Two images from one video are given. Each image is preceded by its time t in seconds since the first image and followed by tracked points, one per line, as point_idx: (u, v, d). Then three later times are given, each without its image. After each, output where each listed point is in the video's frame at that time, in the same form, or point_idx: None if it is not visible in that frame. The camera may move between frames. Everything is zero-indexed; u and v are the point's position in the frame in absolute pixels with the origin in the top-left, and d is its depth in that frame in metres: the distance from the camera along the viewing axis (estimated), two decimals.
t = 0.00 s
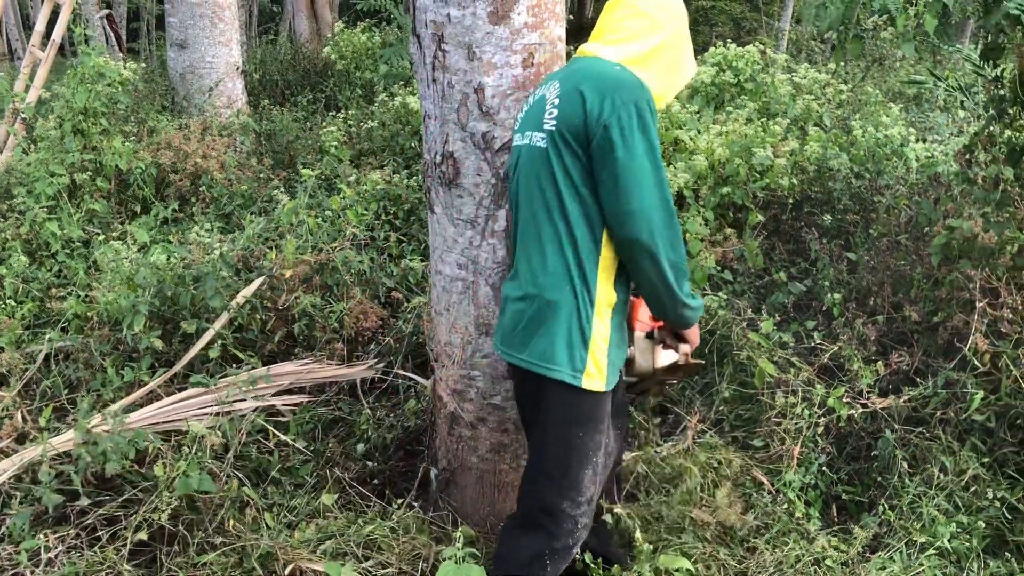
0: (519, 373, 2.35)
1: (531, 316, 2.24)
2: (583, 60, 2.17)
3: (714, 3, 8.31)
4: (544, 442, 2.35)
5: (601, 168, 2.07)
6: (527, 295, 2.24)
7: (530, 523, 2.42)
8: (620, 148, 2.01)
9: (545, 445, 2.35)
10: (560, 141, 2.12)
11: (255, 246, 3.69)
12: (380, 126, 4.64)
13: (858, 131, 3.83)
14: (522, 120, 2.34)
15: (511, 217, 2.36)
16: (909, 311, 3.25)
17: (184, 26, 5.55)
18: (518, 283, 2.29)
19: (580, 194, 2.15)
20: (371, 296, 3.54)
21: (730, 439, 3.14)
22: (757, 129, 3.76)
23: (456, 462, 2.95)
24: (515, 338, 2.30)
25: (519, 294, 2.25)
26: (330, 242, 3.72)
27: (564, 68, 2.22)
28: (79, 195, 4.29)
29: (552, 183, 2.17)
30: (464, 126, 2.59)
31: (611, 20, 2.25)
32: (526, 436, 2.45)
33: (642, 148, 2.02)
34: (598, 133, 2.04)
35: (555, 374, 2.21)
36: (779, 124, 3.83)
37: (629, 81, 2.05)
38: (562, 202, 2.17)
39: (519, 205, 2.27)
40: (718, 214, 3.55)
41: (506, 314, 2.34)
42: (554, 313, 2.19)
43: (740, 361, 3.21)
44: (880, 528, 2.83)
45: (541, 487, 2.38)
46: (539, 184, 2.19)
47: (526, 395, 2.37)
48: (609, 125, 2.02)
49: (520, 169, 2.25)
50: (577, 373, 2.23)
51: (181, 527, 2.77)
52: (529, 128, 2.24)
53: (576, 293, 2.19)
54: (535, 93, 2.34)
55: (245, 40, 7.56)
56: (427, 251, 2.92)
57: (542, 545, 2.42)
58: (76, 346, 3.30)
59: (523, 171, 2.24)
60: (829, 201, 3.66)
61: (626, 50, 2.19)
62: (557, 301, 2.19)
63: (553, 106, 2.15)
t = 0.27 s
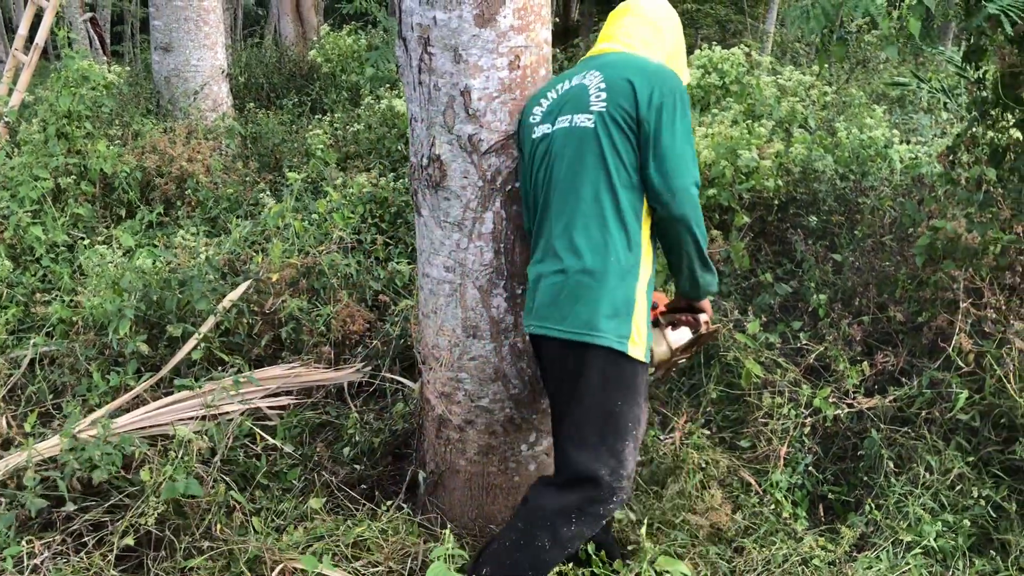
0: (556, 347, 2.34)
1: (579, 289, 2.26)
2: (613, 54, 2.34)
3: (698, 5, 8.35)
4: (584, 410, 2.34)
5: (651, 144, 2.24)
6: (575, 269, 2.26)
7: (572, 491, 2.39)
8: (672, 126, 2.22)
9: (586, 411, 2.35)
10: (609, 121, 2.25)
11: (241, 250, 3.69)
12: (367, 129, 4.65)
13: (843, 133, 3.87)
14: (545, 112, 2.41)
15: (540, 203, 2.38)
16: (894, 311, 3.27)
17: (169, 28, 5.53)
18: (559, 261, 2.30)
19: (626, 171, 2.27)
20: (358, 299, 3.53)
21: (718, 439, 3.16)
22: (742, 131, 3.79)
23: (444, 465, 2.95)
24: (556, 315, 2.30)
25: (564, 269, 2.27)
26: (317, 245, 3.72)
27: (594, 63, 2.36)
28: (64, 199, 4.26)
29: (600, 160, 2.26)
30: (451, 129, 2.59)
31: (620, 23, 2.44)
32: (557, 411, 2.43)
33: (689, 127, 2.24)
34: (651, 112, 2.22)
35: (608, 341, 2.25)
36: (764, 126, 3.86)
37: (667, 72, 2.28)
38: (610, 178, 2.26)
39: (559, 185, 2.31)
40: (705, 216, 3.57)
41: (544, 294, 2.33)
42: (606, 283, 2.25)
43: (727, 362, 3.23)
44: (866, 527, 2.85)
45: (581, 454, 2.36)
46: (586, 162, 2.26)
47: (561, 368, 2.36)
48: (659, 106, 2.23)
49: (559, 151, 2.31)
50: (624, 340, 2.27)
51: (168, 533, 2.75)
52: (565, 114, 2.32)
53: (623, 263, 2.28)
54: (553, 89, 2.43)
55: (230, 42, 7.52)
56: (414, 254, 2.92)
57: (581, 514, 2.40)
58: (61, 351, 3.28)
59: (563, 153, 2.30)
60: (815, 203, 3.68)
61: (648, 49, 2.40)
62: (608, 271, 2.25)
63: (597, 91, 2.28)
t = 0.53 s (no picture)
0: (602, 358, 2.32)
1: (618, 289, 2.27)
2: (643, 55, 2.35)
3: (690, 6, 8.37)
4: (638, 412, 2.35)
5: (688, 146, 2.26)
6: (615, 269, 2.26)
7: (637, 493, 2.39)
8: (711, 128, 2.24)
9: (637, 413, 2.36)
10: (646, 122, 2.25)
11: (231, 249, 3.67)
12: (358, 129, 4.64)
13: (833, 133, 3.89)
14: (569, 107, 2.38)
15: (567, 201, 2.35)
16: (884, 311, 3.28)
17: (159, 28, 5.50)
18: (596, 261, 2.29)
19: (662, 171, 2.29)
20: (349, 299, 3.51)
21: (709, 439, 3.16)
22: (733, 131, 3.80)
23: (435, 465, 2.95)
24: (594, 316, 2.30)
25: (603, 270, 2.27)
26: (307, 245, 3.71)
27: (623, 62, 2.36)
28: (52, 199, 4.24)
29: (637, 160, 2.26)
30: (442, 128, 2.59)
31: (635, 23, 2.48)
32: (601, 422, 2.42)
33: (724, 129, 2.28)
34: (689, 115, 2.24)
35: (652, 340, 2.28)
36: (755, 126, 3.87)
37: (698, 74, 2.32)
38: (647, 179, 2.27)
39: (592, 185, 2.30)
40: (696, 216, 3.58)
41: (577, 294, 2.31)
42: (647, 283, 2.28)
43: (717, 361, 3.24)
44: (857, 527, 2.85)
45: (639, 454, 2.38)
46: (623, 162, 2.26)
47: (608, 377, 2.35)
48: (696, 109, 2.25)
49: (593, 150, 2.29)
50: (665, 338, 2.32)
51: (157, 534, 2.73)
52: (597, 112, 2.30)
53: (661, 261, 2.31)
54: (575, 84, 2.41)
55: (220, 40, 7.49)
56: (405, 254, 2.92)
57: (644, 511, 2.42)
58: (49, 351, 3.25)
59: (596, 152, 2.28)
60: (805, 203, 3.70)
61: (666, 51, 2.48)
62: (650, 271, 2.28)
63: (632, 92, 2.28)
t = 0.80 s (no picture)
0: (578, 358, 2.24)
1: (614, 296, 2.19)
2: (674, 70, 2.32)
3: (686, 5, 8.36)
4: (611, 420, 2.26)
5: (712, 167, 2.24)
6: (609, 275, 2.19)
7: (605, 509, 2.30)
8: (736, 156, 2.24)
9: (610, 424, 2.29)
10: (670, 135, 2.21)
11: (226, 248, 3.67)
12: (354, 127, 4.63)
13: (828, 132, 3.90)
14: (592, 107, 2.34)
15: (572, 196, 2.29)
16: (879, 310, 3.29)
17: (154, 25, 5.49)
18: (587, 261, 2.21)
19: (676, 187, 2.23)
20: (345, 298, 3.51)
21: (704, 438, 3.16)
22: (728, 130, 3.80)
23: (431, 463, 2.94)
24: (578, 316, 2.21)
25: (596, 274, 2.19)
26: (302, 243, 3.71)
27: (654, 71, 2.33)
28: (47, 196, 4.23)
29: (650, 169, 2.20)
30: (438, 127, 2.58)
31: (665, 33, 2.45)
32: (575, 426, 2.31)
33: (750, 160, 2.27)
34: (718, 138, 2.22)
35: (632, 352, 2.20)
36: (750, 125, 3.88)
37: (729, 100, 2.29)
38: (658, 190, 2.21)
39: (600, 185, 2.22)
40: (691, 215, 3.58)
41: (565, 290, 2.23)
42: (636, 294, 2.20)
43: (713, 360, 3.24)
44: (852, 525, 2.86)
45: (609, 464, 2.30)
46: (636, 168, 2.19)
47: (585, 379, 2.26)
48: (724, 136, 2.23)
49: (606, 150, 2.23)
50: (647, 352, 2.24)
51: (152, 533, 2.72)
52: (620, 115, 2.25)
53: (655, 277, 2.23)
54: (603, 87, 2.37)
55: (216, 38, 7.47)
56: (401, 252, 2.91)
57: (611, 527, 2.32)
58: (44, 349, 3.25)
59: (610, 153, 2.22)
60: (800, 202, 3.73)
61: (696, 63, 2.46)
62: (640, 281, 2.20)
63: (662, 103, 2.23)
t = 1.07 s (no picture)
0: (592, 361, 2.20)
1: (629, 301, 2.14)
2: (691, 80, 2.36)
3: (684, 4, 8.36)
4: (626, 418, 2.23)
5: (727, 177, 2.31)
6: (625, 281, 2.15)
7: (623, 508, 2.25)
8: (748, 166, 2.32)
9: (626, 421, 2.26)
10: (691, 143, 2.23)
11: (223, 245, 3.67)
12: (351, 125, 4.63)
13: (826, 132, 3.91)
14: (606, 112, 2.34)
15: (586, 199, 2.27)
16: (876, 309, 3.29)
17: (151, 22, 5.48)
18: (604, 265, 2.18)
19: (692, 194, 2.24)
20: (342, 296, 3.51)
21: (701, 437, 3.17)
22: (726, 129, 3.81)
23: (427, 462, 2.94)
24: (594, 320, 2.17)
25: (609, 279, 2.16)
26: (299, 241, 3.71)
27: (668, 79, 2.36)
28: (43, 194, 4.22)
29: (669, 175, 2.20)
30: (435, 125, 2.58)
31: (674, 42, 2.49)
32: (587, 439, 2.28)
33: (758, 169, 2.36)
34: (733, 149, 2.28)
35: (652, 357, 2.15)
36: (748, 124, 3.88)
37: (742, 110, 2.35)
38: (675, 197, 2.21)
39: (617, 189, 2.21)
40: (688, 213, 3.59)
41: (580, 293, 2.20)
42: (654, 300, 2.16)
43: (710, 359, 3.24)
44: (849, 524, 2.86)
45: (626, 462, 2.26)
46: (655, 173, 2.19)
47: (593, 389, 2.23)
48: (739, 147, 2.29)
49: (624, 154, 2.22)
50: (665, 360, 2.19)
51: (148, 531, 2.72)
52: (638, 120, 2.25)
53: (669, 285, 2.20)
54: (617, 92, 2.38)
55: (213, 36, 7.46)
56: (398, 250, 2.91)
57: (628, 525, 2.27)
58: (40, 347, 3.24)
59: (629, 159, 2.21)
60: (798, 201, 3.72)
61: (705, 70, 2.50)
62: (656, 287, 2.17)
63: (680, 110, 2.25)
